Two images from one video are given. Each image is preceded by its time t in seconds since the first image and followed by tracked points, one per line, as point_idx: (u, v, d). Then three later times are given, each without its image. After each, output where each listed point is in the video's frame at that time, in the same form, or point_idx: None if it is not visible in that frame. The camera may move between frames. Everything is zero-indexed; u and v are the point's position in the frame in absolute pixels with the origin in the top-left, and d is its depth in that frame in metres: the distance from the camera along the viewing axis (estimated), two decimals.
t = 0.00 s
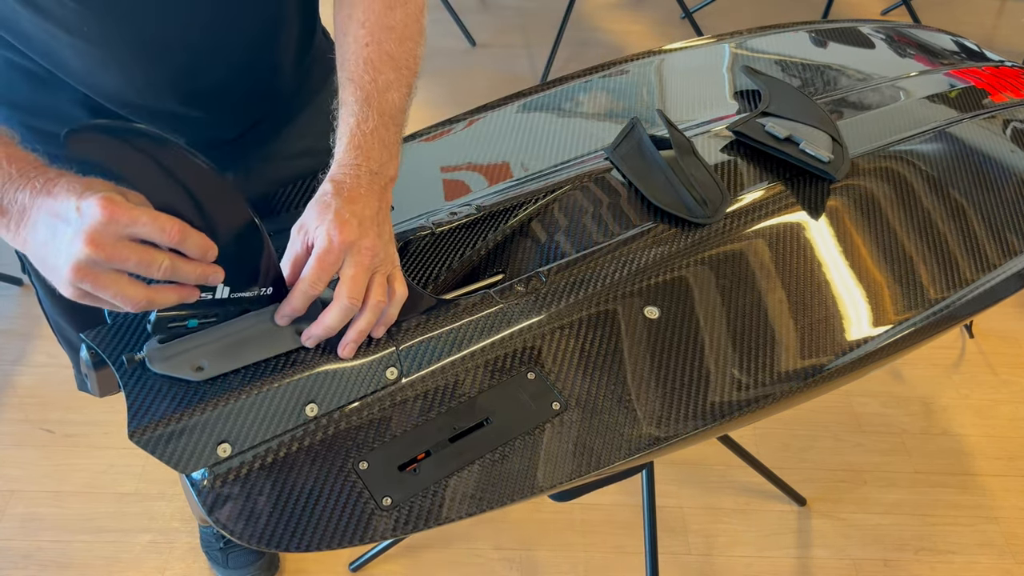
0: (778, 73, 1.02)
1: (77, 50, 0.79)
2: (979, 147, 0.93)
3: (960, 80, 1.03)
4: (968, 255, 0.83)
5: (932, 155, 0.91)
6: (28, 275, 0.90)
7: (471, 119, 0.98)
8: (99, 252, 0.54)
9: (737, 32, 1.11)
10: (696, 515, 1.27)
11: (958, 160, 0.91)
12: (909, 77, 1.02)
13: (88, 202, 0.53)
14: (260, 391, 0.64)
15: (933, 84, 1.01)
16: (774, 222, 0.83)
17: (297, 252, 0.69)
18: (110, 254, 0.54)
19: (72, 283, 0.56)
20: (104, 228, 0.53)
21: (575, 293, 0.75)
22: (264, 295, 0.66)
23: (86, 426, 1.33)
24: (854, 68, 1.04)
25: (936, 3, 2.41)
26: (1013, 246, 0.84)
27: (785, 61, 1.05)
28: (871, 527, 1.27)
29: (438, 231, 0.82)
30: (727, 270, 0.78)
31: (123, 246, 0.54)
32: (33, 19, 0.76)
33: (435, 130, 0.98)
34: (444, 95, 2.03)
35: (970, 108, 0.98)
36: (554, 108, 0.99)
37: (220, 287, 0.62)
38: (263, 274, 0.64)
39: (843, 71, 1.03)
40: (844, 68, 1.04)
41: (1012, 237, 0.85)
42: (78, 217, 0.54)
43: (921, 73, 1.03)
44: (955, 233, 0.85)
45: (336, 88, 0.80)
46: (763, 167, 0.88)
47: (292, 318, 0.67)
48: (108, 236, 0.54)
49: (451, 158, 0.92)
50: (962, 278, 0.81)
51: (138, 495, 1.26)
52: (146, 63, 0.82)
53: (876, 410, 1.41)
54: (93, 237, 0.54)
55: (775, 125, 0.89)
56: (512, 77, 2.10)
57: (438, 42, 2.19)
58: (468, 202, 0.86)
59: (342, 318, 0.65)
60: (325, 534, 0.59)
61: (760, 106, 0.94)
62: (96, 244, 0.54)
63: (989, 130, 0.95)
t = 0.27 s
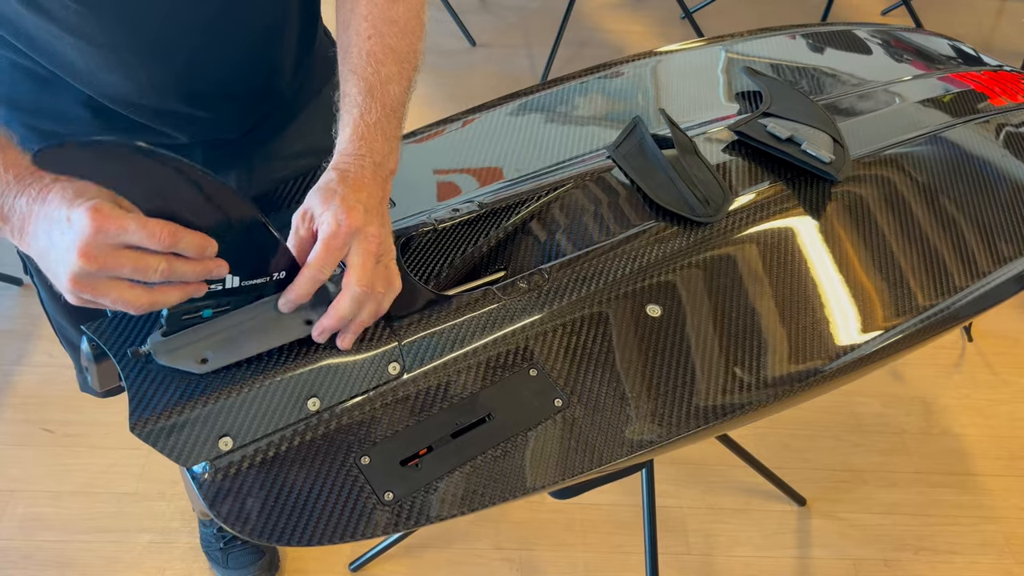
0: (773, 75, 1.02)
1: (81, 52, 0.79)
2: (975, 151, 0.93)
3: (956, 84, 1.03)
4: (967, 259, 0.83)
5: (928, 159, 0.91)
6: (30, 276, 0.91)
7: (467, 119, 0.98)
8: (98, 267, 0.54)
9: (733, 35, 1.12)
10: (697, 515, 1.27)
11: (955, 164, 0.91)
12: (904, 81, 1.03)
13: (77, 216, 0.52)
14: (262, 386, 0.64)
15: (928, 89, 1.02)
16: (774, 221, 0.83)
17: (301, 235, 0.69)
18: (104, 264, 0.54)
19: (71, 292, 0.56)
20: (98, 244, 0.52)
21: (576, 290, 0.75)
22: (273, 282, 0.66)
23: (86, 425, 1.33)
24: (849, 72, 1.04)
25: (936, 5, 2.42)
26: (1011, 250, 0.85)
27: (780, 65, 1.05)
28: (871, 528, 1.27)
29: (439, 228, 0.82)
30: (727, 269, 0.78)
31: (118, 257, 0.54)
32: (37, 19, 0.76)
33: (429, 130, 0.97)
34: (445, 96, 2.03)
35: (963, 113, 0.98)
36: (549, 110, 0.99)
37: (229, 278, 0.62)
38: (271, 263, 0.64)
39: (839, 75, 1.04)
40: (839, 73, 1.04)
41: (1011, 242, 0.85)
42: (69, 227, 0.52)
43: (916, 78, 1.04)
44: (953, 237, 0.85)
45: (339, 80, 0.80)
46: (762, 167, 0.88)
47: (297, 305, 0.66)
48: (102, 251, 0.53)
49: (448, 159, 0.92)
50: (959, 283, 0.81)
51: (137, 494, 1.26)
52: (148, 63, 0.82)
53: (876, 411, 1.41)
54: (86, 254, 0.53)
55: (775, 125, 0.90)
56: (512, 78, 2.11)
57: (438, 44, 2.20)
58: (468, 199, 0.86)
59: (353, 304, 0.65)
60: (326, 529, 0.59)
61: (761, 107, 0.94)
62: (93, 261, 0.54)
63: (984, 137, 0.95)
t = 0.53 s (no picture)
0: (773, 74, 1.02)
1: (85, 50, 0.78)
2: (976, 149, 0.93)
3: (957, 83, 1.03)
4: (968, 257, 0.83)
5: (930, 158, 0.91)
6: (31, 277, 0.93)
7: (468, 119, 0.98)
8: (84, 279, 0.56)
9: (734, 34, 1.11)
10: (697, 515, 1.27)
11: (956, 162, 0.91)
12: (905, 80, 1.02)
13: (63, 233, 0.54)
14: (261, 388, 0.64)
15: (929, 88, 1.01)
16: (774, 222, 0.83)
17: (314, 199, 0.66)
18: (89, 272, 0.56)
19: (72, 302, 0.59)
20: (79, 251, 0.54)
21: (576, 292, 0.75)
22: (283, 258, 0.62)
23: (86, 426, 1.33)
24: (851, 71, 1.04)
25: (936, 3, 2.41)
26: (1013, 248, 0.84)
27: (782, 64, 1.05)
28: (871, 527, 1.27)
29: (439, 229, 0.81)
30: (727, 269, 0.78)
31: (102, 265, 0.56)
32: (40, 19, 0.76)
33: (430, 130, 0.97)
34: (444, 96, 2.03)
35: (966, 111, 0.98)
36: (550, 110, 0.99)
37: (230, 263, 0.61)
38: (289, 240, 0.60)
39: (840, 74, 1.03)
40: (840, 72, 1.04)
41: (1013, 240, 0.85)
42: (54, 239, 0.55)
43: (918, 76, 1.03)
44: (955, 235, 0.85)
45: (347, 61, 0.81)
46: (762, 168, 0.88)
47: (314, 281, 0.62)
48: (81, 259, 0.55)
49: (450, 158, 0.92)
50: (960, 282, 0.81)
51: (137, 494, 1.26)
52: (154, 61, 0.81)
53: (876, 411, 1.41)
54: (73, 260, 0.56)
55: (775, 125, 0.89)
56: (512, 77, 2.11)
57: (438, 43, 2.19)
58: (468, 200, 0.86)
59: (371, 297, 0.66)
60: (325, 532, 0.59)
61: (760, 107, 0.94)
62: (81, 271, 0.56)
63: (986, 134, 0.95)
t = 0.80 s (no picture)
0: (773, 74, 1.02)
1: (85, 49, 0.78)
2: (975, 150, 0.93)
3: (956, 83, 1.03)
4: (967, 258, 0.83)
5: (929, 158, 0.91)
6: (33, 274, 0.98)
7: (467, 119, 0.98)
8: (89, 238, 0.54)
9: (733, 35, 1.11)
10: (697, 515, 1.27)
11: (955, 163, 0.91)
12: (904, 80, 1.03)
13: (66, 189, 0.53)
14: (261, 387, 0.64)
15: (929, 88, 1.01)
16: (774, 222, 0.83)
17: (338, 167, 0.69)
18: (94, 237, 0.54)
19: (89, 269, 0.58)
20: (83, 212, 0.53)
21: (576, 291, 0.75)
22: (307, 228, 0.59)
23: (86, 426, 1.33)
24: (850, 71, 1.04)
25: (936, 4, 2.41)
26: (1012, 248, 0.85)
27: (781, 64, 1.05)
28: (871, 527, 1.27)
29: (439, 229, 0.81)
30: (727, 269, 0.78)
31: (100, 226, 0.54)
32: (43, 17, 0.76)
33: (430, 130, 0.97)
34: (445, 96, 2.03)
35: (965, 111, 0.98)
36: (550, 110, 0.99)
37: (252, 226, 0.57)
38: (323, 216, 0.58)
39: (839, 74, 1.03)
40: (839, 72, 1.04)
41: (1012, 240, 0.85)
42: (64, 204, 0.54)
43: (917, 77, 1.03)
44: (955, 236, 0.85)
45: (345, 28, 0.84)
46: (762, 168, 0.88)
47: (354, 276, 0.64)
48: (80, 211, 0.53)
49: (450, 157, 0.92)
50: (959, 283, 0.81)
51: (137, 494, 1.25)
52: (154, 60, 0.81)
53: (876, 411, 1.41)
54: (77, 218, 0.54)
55: (775, 125, 0.90)
56: (513, 77, 2.11)
57: (438, 44, 2.20)
58: (468, 200, 0.86)
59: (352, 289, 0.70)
60: (325, 530, 0.59)
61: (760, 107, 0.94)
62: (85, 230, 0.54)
63: (984, 134, 0.95)
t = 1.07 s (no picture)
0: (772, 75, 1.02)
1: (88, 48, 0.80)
2: (973, 151, 0.93)
3: (956, 84, 1.03)
4: (967, 258, 0.84)
5: (926, 160, 0.91)
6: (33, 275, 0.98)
7: (466, 119, 0.97)
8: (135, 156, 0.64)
9: (732, 35, 1.11)
10: (696, 515, 1.27)
11: (953, 164, 0.91)
12: (904, 81, 1.03)
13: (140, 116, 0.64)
14: (262, 386, 0.64)
15: (927, 89, 1.02)
16: (774, 222, 0.83)
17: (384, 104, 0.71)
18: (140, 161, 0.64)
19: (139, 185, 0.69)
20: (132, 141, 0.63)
21: (576, 290, 0.75)
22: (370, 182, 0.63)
23: (86, 426, 1.33)
24: (849, 72, 1.04)
25: (936, 4, 2.42)
26: (1011, 249, 0.85)
27: (780, 65, 1.05)
28: (871, 527, 1.27)
29: (439, 228, 0.81)
30: (727, 268, 0.78)
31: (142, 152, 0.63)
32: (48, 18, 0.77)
33: (429, 129, 0.96)
34: (445, 96, 2.03)
35: (964, 112, 0.99)
36: (550, 110, 0.99)
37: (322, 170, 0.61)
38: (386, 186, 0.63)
39: (839, 75, 1.04)
40: (839, 73, 1.04)
41: (1012, 241, 0.85)
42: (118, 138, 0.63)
43: (916, 77, 1.04)
44: (954, 236, 0.85)
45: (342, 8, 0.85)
46: (762, 168, 0.88)
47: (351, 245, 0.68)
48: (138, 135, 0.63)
49: (450, 156, 0.91)
50: (958, 283, 0.81)
51: (137, 494, 1.25)
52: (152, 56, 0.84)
53: (876, 411, 1.41)
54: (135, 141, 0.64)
55: (775, 125, 0.90)
56: (513, 78, 2.11)
57: (439, 44, 2.20)
58: (469, 199, 0.85)
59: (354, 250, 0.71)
60: (326, 529, 0.59)
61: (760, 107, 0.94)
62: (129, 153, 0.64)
63: (983, 136, 0.96)
